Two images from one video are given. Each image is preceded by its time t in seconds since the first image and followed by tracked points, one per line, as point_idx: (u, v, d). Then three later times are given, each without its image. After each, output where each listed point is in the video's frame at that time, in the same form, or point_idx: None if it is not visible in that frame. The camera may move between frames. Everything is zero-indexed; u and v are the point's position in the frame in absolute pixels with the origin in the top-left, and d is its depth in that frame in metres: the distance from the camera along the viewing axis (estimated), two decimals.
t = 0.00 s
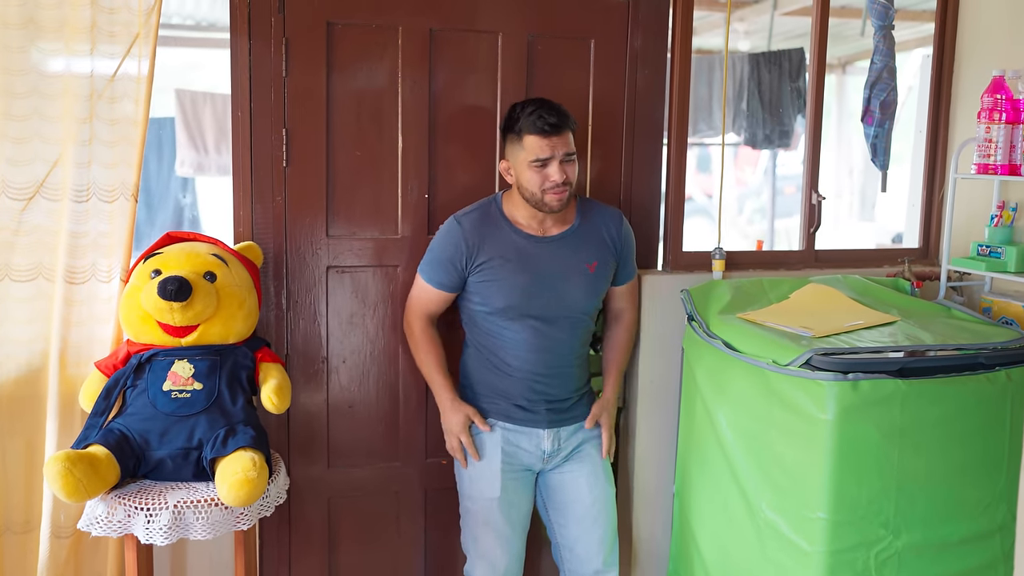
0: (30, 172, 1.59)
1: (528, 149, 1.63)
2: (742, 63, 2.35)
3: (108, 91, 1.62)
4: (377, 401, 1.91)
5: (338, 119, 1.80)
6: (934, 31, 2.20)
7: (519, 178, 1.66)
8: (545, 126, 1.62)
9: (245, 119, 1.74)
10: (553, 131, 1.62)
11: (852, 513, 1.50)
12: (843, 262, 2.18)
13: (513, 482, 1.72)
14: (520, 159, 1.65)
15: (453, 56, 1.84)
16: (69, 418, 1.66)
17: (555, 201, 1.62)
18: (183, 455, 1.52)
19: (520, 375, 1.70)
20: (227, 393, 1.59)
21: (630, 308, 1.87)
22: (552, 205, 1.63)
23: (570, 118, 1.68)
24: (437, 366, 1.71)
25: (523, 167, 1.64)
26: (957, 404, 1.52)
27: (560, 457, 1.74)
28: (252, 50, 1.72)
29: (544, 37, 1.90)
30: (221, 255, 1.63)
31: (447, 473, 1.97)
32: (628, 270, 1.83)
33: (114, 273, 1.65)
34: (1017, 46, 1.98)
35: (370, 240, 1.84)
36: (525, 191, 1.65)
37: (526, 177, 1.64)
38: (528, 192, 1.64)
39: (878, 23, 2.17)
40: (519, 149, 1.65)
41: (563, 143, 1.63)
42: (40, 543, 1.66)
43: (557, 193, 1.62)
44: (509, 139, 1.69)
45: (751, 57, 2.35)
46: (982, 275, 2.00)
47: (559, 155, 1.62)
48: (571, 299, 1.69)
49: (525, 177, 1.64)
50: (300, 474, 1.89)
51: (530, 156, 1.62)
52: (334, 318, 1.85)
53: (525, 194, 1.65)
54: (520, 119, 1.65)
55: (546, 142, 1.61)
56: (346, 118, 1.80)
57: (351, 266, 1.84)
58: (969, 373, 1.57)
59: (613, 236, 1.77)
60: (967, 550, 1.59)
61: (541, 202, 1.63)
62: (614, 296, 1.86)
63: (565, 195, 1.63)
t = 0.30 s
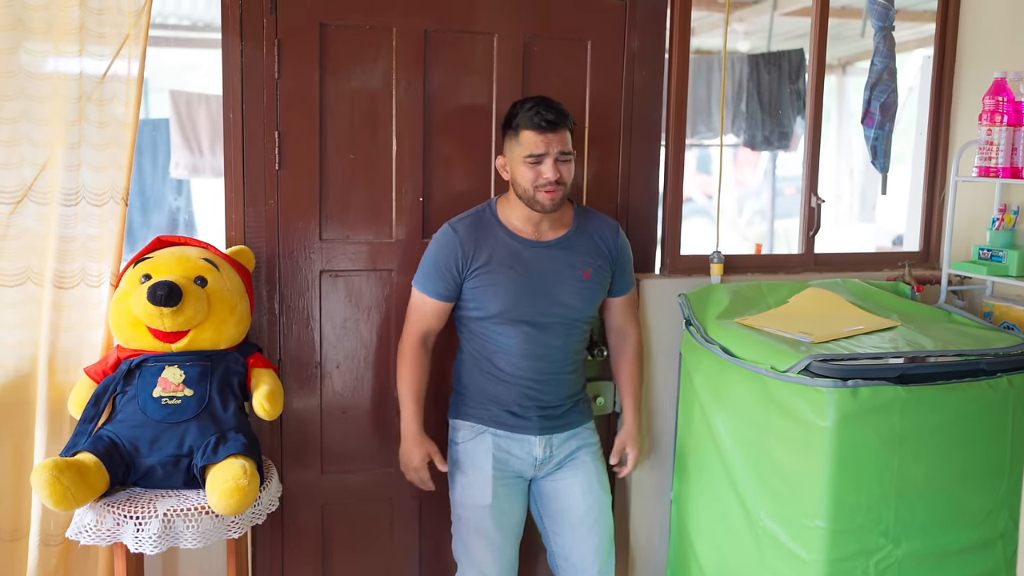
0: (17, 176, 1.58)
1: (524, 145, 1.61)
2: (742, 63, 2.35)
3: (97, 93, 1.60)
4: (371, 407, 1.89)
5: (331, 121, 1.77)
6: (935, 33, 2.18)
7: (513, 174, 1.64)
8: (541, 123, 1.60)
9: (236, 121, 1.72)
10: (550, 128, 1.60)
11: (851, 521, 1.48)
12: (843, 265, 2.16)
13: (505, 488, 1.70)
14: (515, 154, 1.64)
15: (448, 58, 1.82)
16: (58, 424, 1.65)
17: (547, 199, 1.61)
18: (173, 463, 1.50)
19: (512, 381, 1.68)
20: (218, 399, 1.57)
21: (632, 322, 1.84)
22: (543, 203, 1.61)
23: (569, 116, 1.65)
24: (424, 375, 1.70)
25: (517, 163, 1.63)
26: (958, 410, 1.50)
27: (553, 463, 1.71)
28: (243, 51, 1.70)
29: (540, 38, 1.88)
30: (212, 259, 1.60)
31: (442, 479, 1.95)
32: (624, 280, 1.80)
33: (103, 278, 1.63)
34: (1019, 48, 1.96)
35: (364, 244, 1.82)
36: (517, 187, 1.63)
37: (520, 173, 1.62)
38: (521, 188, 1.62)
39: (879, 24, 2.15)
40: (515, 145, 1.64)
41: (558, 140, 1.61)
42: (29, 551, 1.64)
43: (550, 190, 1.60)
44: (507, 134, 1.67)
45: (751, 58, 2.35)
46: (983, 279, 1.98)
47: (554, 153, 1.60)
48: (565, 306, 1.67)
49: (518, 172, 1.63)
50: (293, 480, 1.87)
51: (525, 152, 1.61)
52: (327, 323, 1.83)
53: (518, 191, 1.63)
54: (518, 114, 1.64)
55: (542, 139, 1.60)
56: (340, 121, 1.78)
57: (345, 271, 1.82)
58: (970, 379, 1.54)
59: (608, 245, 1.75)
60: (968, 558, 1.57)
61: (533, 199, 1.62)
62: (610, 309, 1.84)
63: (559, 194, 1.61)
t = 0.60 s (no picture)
0: (16, 174, 1.58)
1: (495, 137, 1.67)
2: (741, 62, 2.34)
3: (96, 91, 1.59)
4: (371, 405, 1.89)
5: (329, 119, 1.77)
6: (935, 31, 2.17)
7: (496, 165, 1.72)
8: (505, 115, 1.64)
9: (235, 118, 1.71)
10: (511, 120, 1.63)
11: (852, 519, 1.47)
12: (843, 264, 2.16)
13: (505, 487, 1.70)
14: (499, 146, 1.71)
15: (447, 55, 1.82)
16: (57, 422, 1.65)
17: (507, 189, 1.65)
18: (172, 461, 1.50)
19: (512, 374, 1.67)
20: (217, 398, 1.57)
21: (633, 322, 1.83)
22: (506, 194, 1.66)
23: (544, 106, 1.64)
24: (431, 372, 1.67)
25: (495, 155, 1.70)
26: (958, 409, 1.50)
27: (552, 462, 1.71)
28: (242, 48, 1.70)
29: (539, 36, 1.87)
30: (211, 257, 1.60)
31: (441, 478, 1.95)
32: (623, 275, 1.80)
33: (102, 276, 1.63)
34: (1020, 46, 1.96)
35: (364, 243, 1.81)
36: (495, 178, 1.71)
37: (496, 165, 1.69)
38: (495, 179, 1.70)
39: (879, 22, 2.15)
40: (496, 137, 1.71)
41: (520, 133, 1.63)
42: (28, 549, 1.64)
43: (509, 181, 1.64)
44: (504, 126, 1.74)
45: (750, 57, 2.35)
46: (983, 277, 1.97)
47: (514, 144, 1.63)
48: (565, 297, 1.67)
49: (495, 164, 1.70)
50: (292, 478, 1.87)
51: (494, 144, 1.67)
52: (327, 322, 1.83)
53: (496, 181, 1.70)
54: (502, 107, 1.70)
55: (504, 131, 1.64)
56: (339, 119, 1.78)
57: (345, 269, 1.82)
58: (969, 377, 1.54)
59: (608, 239, 1.75)
60: (968, 557, 1.57)
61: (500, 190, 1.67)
62: (609, 307, 1.83)
63: (518, 184, 1.63)
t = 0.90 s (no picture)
0: (21, 172, 1.58)
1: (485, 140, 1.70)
2: (742, 59, 2.34)
3: (100, 90, 1.60)
4: (374, 403, 1.89)
5: (332, 118, 1.78)
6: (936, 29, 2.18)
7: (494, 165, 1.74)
8: (488, 118, 1.65)
9: (239, 117, 1.72)
10: (494, 123, 1.64)
11: (853, 516, 1.48)
12: (845, 261, 2.16)
13: (507, 483, 1.70)
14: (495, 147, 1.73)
15: (449, 54, 1.82)
16: (61, 420, 1.65)
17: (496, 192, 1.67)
18: (176, 458, 1.51)
19: (514, 371, 1.68)
20: (221, 395, 1.57)
21: (629, 317, 1.85)
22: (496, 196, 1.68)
23: (528, 108, 1.63)
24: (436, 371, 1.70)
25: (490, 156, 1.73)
26: (959, 406, 1.50)
27: (553, 459, 1.72)
28: (246, 46, 1.70)
29: (542, 34, 1.88)
30: (215, 255, 1.61)
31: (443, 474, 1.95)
32: (623, 272, 1.81)
33: (106, 274, 1.64)
34: (1020, 44, 1.96)
35: (367, 241, 1.82)
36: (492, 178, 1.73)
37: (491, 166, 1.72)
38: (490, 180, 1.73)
39: (880, 20, 2.15)
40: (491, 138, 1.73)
41: (503, 135, 1.63)
42: (33, 546, 1.65)
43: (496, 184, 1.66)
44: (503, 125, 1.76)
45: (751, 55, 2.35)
46: (984, 275, 1.98)
47: (497, 148, 1.65)
48: (566, 293, 1.68)
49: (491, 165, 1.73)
50: (295, 475, 1.87)
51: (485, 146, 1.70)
52: (330, 320, 1.84)
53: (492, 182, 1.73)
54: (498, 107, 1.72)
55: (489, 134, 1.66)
56: (342, 117, 1.78)
57: (348, 267, 1.82)
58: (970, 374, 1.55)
59: (609, 235, 1.76)
60: (968, 553, 1.58)
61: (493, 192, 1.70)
62: (609, 301, 1.84)
63: (502, 187, 1.65)
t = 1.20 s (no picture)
0: (24, 171, 1.59)
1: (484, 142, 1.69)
2: (742, 59, 2.33)
3: (103, 89, 1.60)
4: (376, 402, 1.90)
5: (335, 117, 1.78)
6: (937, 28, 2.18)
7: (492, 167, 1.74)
8: (489, 120, 1.65)
9: (241, 116, 1.72)
10: (495, 125, 1.64)
11: (854, 515, 1.48)
12: (846, 260, 2.16)
13: (508, 482, 1.70)
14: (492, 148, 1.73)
15: (451, 53, 1.82)
16: (64, 419, 1.65)
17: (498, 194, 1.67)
18: (179, 457, 1.51)
19: (515, 371, 1.68)
20: (224, 394, 1.57)
21: (629, 314, 1.85)
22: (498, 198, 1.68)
23: (529, 109, 1.63)
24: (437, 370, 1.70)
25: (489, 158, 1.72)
26: (960, 405, 1.51)
27: (555, 458, 1.72)
28: (248, 46, 1.70)
29: (544, 33, 1.88)
30: (218, 254, 1.61)
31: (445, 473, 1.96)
32: (623, 270, 1.81)
33: (109, 274, 1.64)
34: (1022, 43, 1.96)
35: (369, 240, 1.82)
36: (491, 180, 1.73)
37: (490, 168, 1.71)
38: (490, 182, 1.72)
39: (881, 19, 2.15)
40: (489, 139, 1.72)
41: (504, 138, 1.63)
42: (36, 545, 1.65)
43: (498, 186, 1.66)
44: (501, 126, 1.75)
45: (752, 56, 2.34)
46: (985, 274, 1.98)
47: (498, 150, 1.64)
48: (565, 292, 1.68)
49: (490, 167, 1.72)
50: (297, 474, 1.88)
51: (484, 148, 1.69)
52: (331, 319, 1.84)
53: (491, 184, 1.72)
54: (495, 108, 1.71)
55: (490, 136, 1.66)
56: (344, 117, 1.78)
57: (350, 266, 1.82)
58: (971, 373, 1.55)
59: (608, 234, 1.76)
60: (969, 552, 1.58)
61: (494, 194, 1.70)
62: (610, 300, 1.84)
63: (505, 189, 1.65)
